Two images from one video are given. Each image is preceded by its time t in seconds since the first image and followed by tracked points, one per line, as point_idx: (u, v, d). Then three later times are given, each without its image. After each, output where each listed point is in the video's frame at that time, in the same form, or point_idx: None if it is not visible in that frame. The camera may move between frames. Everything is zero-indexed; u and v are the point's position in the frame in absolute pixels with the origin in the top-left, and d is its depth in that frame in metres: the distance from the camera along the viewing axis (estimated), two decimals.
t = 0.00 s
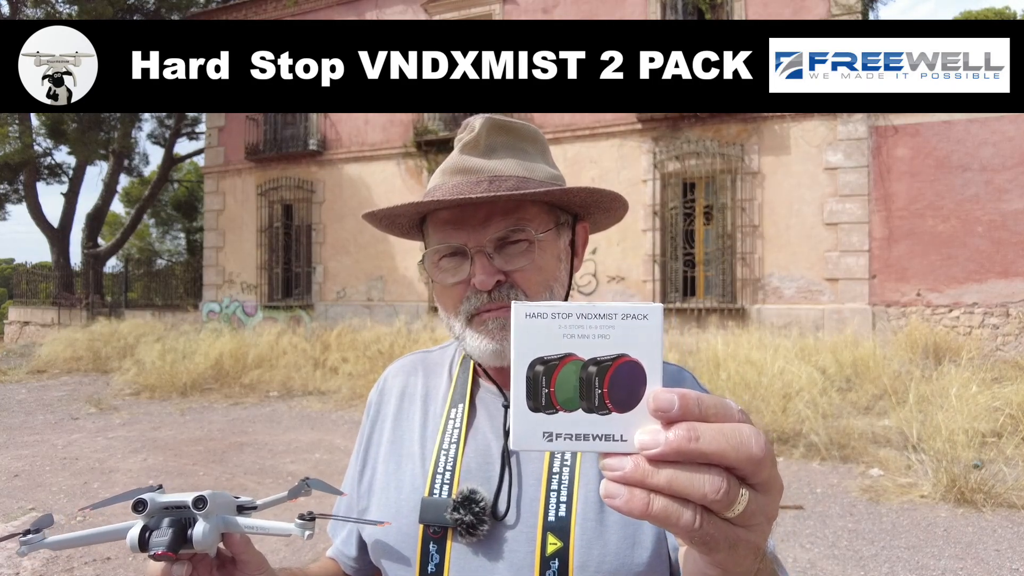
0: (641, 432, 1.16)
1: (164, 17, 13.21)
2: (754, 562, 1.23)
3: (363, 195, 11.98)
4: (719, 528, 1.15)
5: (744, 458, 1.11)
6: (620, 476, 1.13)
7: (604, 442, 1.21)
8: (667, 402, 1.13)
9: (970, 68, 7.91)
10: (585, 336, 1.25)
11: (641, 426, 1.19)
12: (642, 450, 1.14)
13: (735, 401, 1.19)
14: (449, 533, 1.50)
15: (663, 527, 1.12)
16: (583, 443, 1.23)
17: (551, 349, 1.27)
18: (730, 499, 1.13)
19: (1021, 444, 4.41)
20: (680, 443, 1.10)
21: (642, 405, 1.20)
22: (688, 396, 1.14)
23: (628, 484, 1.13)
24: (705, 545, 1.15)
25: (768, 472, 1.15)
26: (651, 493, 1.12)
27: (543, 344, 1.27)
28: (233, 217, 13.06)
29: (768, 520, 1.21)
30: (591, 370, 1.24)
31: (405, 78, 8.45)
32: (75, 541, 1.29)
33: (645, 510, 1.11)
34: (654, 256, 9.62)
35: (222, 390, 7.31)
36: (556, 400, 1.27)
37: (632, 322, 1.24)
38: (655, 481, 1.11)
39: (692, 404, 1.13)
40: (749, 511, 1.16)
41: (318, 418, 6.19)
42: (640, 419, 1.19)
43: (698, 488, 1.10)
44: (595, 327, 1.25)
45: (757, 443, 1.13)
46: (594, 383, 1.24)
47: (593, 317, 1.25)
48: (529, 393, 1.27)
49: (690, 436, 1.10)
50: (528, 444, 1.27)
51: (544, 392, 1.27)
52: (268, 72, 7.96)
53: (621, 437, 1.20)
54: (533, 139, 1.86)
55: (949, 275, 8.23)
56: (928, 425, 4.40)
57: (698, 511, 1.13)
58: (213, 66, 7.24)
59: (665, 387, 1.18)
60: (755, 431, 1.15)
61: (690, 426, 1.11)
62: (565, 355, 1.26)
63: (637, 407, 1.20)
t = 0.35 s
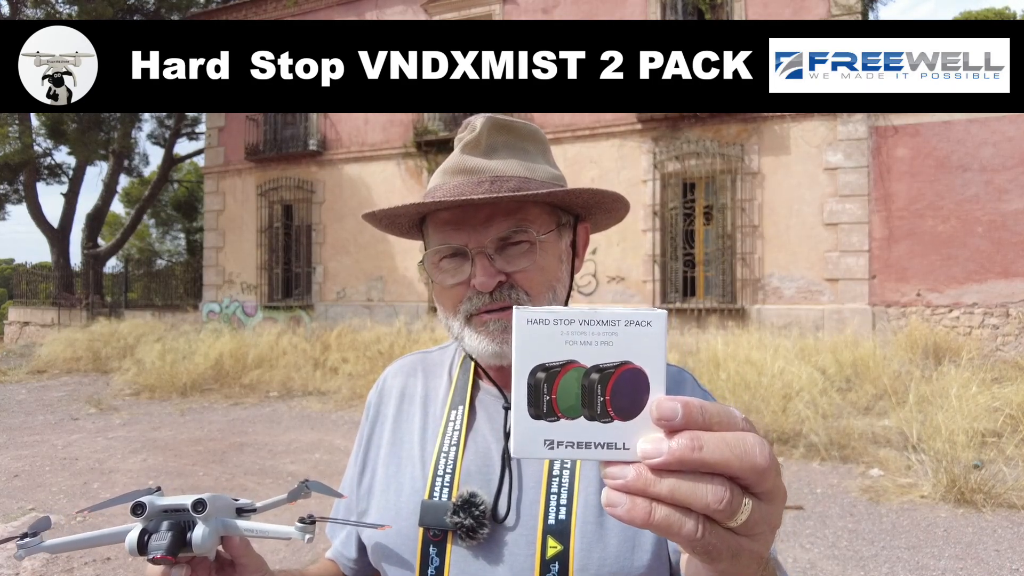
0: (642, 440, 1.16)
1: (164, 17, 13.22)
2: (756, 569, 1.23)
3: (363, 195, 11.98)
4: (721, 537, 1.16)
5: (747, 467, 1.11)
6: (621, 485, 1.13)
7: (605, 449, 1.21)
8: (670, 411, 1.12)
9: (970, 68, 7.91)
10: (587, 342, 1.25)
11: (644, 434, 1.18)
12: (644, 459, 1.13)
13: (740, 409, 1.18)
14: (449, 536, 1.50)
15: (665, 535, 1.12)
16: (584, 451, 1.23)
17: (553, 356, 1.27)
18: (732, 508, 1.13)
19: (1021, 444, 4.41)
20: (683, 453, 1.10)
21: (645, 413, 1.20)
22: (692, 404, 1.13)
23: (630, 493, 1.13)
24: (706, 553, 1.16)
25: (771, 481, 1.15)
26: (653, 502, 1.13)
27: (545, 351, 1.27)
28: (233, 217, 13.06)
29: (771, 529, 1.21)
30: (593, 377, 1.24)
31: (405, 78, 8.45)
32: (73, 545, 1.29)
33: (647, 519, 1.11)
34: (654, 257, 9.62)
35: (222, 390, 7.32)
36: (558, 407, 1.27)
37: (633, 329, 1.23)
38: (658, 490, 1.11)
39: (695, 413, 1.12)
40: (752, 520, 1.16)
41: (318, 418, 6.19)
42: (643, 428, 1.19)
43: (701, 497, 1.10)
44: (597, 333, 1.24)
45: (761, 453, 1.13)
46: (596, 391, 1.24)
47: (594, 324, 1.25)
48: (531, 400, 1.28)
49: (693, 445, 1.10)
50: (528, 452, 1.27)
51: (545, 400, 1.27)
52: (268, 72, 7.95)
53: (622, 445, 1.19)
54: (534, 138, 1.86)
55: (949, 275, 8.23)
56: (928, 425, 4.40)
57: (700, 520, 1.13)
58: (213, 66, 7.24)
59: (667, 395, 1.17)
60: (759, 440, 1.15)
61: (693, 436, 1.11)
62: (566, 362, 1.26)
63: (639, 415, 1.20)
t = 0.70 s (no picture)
0: (644, 437, 1.16)
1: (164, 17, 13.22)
2: (759, 567, 1.23)
3: (363, 195, 11.98)
4: (723, 534, 1.16)
5: (750, 464, 1.11)
6: (623, 483, 1.13)
7: (606, 447, 1.21)
8: (672, 408, 1.12)
9: (970, 68, 7.92)
10: (588, 340, 1.25)
11: (646, 430, 1.19)
12: (646, 457, 1.13)
13: (741, 406, 1.18)
14: (451, 535, 1.50)
15: (667, 533, 1.12)
16: (586, 449, 1.23)
17: (555, 353, 1.26)
18: (735, 506, 1.13)
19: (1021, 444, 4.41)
20: (685, 450, 1.10)
21: (645, 411, 1.21)
22: (693, 401, 1.13)
23: (632, 489, 1.13)
24: (709, 551, 1.16)
25: (773, 479, 1.15)
26: (655, 499, 1.12)
27: (547, 349, 1.27)
28: (233, 217, 13.06)
29: (774, 527, 1.21)
30: (595, 375, 1.25)
31: (405, 78, 8.44)
32: (74, 543, 1.29)
33: (649, 516, 1.11)
34: (654, 257, 9.62)
35: (222, 390, 7.32)
36: (560, 405, 1.27)
37: (635, 327, 1.24)
38: (660, 487, 1.11)
39: (697, 409, 1.12)
40: (754, 518, 1.16)
41: (318, 418, 6.19)
42: (644, 424, 1.20)
43: (703, 495, 1.10)
44: (598, 331, 1.25)
45: (764, 450, 1.13)
46: (597, 389, 1.24)
47: (596, 322, 1.25)
48: (533, 399, 1.27)
49: (695, 442, 1.10)
50: (531, 451, 1.26)
51: (547, 398, 1.27)
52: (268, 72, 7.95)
53: (626, 443, 1.20)
54: (538, 138, 1.86)
55: (949, 276, 8.22)
56: (928, 425, 4.40)
57: (701, 517, 1.13)
58: (213, 67, 7.24)
59: (669, 392, 1.17)
60: (761, 437, 1.15)
61: (695, 433, 1.11)
62: (568, 360, 1.26)
63: (640, 413, 1.21)
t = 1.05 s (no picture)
0: (662, 441, 1.17)
1: (164, 17, 13.22)
2: (771, 570, 1.24)
3: (363, 195, 11.98)
4: (738, 537, 1.17)
5: (766, 468, 1.12)
6: (640, 486, 1.14)
7: (623, 450, 1.21)
8: (688, 412, 1.13)
9: (970, 68, 7.91)
10: (606, 344, 1.25)
11: (662, 434, 1.19)
12: (664, 460, 1.14)
13: (757, 411, 1.19)
14: (453, 534, 1.50)
15: (681, 535, 1.13)
16: (603, 452, 1.23)
17: (573, 356, 1.26)
18: (750, 509, 1.14)
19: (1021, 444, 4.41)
20: (702, 454, 1.11)
21: (663, 414, 1.21)
22: (710, 406, 1.14)
23: (648, 493, 1.14)
24: (723, 553, 1.17)
25: (787, 483, 1.16)
26: (671, 502, 1.13)
27: (565, 352, 1.26)
28: (233, 217, 13.06)
29: (786, 530, 1.22)
30: (613, 378, 1.24)
31: (405, 78, 8.44)
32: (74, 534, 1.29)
33: (665, 519, 1.12)
34: (654, 257, 9.62)
35: (222, 390, 7.33)
36: (578, 408, 1.25)
37: (654, 330, 1.24)
38: (677, 490, 1.12)
39: (713, 414, 1.13)
40: (767, 521, 1.17)
41: (318, 418, 6.20)
42: (661, 428, 1.20)
43: (719, 498, 1.11)
44: (616, 335, 1.24)
45: (779, 455, 1.14)
46: (615, 392, 1.23)
47: (615, 325, 1.25)
48: (550, 400, 1.26)
49: (712, 446, 1.11)
50: (547, 452, 1.26)
51: (564, 400, 1.26)
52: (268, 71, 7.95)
53: (642, 446, 1.19)
54: (533, 139, 1.77)
55: (949, 276, 8.22)
56: (928, 425, 4.40)
57: (717, 520, 1.14)
58: (213, 67, 7.24)
59: (687, 396, 1.17)
60: (777, 442, 1.16)
61: (712, 437, 1.12)
62: (586, 363, 1.25)
63: (657, 417, 1.21)
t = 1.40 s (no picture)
0: (668, 436, 1.17)
1: (164, 17, 13.22)
2: (777, 567, 1.24)
3: (363, 195, 11.98)
4: (743, 532, 1.17)
5: (771, 463, 1.12)
6: (646, 480, 1.15)
7: (629, 446, 1.21)
8: (694, 407, 1.13)
9: (970, 68, 7.92)
10: (612, 341, 1.25)
11: (668, 429, 1.20)
12: (670, 455, 1.15)
13: (762, 406, 1.20)
14: (457, 533, 1.51)
15: (687, 530, 1.14)
16: (608, 447, 1.23)
17: (580, 353, 1.26)
18: (756, 504, 1.14)
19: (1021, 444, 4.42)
20: (708, 448, 1.11)
21: (668, 410, 1.21)
22: (715, 401, 1.14)
23: (655, 489, 1.15)
24: (729, 548, 1.17)
25: (793, 478, 1.16)
26: (677, 497, 1.14)
27: (573, 350, 1.26)
28: (233, 217, 13.06)
29: (792, 526, 1.22)
30: (619, 375, 1.24)
31: (405, 78, 8.45)
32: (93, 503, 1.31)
33: (671, 513, 1.13)
34: (654, 257, 9.62)
35: (222, 390, 7.33)
36: (585, 405, 1.26)
37: (660, 327, 1.24)
38: (682, 485, 1.13)
39: (719, 409, 1.14)
40: (774, 516, 1.17)
41: (318, 418, 6.20)
42: (666, 422, 1.21)
43: (725, 493, 1.12)
44: (623, 331, 1.25)
45: (784, 450, 1.14)
46: (622, 389, 1.24)
47: (621, 322, 1.25)
48: (558, 398, 1.26)
49: (718, 440, 1.12)
50: (555, 449, 1.26)
51: (572, 397, 1.26)
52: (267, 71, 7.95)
53: (648, 441, 1.20)
54: (540, 138, 1.86)
55: (949, 276, 8.22)
56: (928, 425, 4.40)
57: (722, 515, 1.15)
58: (213, 67, 7.25)
59: (692, 392, 1.18)
60: (782, 437, 1.16)
61: (717, 432, 1.12)
62: (593, 360, 1.26)
63: (663, 412, 1.21)
